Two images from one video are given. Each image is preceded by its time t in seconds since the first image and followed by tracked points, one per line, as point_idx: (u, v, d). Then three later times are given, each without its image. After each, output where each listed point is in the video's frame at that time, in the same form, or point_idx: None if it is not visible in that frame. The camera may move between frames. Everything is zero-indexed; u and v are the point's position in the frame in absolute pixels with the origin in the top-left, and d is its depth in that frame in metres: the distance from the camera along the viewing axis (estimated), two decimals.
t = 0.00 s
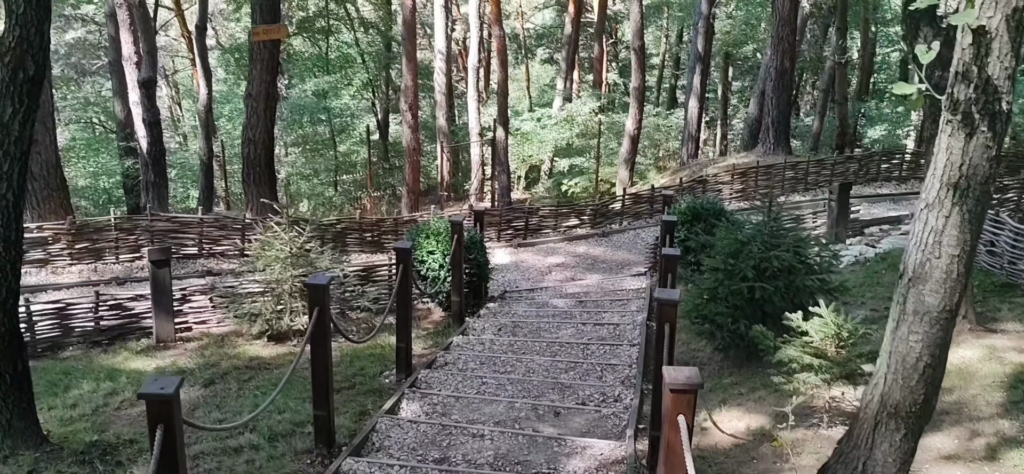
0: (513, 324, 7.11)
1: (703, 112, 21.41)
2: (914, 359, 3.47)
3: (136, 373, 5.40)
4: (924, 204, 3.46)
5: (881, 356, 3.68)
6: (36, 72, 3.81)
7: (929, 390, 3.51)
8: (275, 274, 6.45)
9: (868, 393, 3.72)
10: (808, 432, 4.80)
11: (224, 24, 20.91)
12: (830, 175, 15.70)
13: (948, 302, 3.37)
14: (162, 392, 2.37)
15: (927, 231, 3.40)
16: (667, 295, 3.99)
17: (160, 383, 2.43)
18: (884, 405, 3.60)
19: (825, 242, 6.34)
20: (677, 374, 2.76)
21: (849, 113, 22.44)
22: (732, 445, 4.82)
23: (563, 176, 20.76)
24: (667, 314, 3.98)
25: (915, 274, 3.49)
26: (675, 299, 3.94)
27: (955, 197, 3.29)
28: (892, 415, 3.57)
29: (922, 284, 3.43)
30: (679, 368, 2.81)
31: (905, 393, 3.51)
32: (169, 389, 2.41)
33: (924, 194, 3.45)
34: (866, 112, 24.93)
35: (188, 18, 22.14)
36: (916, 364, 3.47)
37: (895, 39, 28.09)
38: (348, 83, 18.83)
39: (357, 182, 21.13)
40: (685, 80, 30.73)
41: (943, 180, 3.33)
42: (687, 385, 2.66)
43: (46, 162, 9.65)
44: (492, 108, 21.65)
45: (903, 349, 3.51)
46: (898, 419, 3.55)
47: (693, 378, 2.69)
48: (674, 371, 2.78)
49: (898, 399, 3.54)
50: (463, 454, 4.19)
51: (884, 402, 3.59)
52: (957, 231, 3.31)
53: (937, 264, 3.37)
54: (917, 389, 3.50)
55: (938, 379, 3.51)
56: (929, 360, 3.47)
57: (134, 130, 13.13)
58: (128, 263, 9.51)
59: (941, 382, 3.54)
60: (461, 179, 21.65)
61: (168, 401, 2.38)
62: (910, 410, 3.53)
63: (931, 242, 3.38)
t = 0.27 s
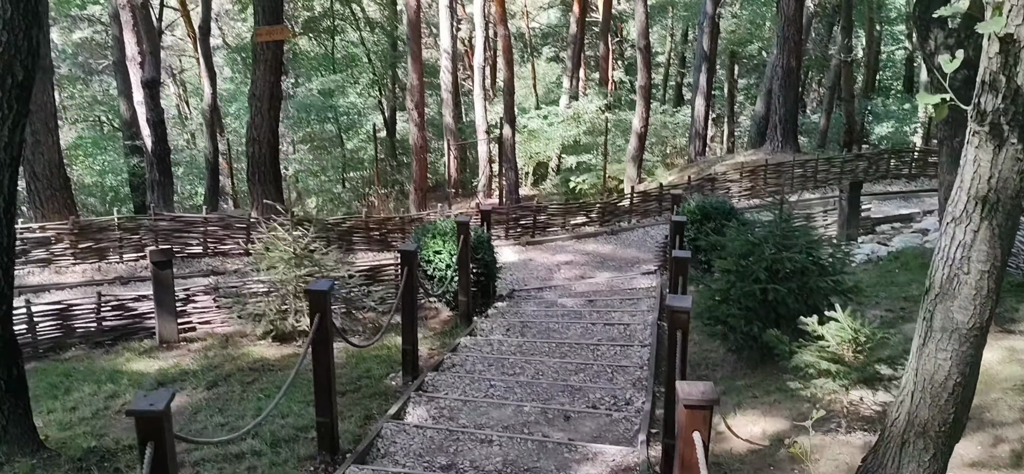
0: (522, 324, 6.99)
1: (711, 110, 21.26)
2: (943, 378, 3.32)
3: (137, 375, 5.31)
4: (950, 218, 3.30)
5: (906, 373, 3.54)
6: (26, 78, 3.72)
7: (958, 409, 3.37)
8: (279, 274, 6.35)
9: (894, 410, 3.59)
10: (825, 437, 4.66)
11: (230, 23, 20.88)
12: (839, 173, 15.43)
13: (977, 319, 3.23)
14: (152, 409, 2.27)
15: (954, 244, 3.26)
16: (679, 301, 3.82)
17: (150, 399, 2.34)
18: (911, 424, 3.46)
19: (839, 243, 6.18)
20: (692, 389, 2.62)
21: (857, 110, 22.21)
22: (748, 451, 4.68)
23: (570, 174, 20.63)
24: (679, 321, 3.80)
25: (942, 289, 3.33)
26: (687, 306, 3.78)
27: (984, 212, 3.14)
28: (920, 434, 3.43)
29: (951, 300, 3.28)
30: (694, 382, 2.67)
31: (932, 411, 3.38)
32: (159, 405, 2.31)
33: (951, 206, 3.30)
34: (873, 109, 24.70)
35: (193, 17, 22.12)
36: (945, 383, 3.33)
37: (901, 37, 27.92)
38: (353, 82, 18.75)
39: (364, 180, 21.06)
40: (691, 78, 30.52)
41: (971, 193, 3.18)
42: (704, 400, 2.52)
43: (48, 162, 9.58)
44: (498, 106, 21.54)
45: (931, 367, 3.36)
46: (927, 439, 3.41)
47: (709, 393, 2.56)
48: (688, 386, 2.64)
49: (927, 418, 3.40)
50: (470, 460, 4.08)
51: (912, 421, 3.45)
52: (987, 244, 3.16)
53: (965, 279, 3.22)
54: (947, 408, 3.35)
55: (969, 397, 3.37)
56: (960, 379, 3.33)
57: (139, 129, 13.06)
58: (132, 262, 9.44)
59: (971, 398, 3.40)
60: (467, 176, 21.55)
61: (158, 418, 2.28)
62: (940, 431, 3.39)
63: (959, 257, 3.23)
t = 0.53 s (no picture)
0: (526, 326, 6.90)
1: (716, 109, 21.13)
2: (970, 393, 3.21)
3: (137, 379, 5.26)
4: (979, 223, 3.14)
5: (930, 385, 3.44)
6: (12, 76, 3.64)
7: (985, 425, 3.26)
8: (281, 275, 6.28)
9: (917, 424, 3.50)
10: (837, 443, 4.56)
11: (234, 22, 20.85)
12: (845, 172, 15.21)
13: (1008, 332, 3.08)
14: (138, 422, 2.24)
15: (984, 252, 3.09)
16: (687, 306, 3.71)
17: (137, 412, 2.31)
18: (935, 439, 3.37)
19: (849, 245, 6.07)
20: (703, 402, 2.53)
21: (861, 109, 22.05)
22: (758, 458, 4.59)
23: (575, 173, 20.53)
24: (688, 327, 3.70)
25: (970, 300, 3.20)
26: (696, 311, 3.67)
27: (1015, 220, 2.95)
28: (944, 451, 3.34)
29: (979, 312, 3.15)
30: (704, 394, 2.59)
31: (956, 427, 3.29)
32: (145, 418, 2.28)
33: (980, 212, 3.14)
34: (877, 108, 24.53)
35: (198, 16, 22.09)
36: (972, 397, 3.22)
37: (905, 36, 27.85)
38: (358, 81, 18.71)
39: (369, 179, 21.01)
40: (695, 76, 30.34)
41: (1001, 198, 3.00)
42: (715, 413, 2.43)
43: (50, 162, 9.53)
44: (503, 105, 21.46)
45: (958, 381, 3.25)
46: (952, 456, 3.32)
47: (720, 406, 2.48)
48: (699, 399, 2.56)
49: (951, 433, 3.31)
50: (474, 466, 3.99)
51: (935, 436, 3.36)
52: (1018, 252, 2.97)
53: (995, 289, 3.06)
54: (973, 424, 3.26)
55: (995, 412, 3.26)
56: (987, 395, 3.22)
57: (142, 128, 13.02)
58: (134, 262, 9.39)
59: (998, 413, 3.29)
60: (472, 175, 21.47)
61: (145, 432, 2.25)
62: (967, 448, 3.29)
63: (989, 264, 3.07)
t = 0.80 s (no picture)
0: (531, 330, 6.77)
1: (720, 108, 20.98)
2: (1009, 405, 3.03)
3: (133, 385, 5.16)
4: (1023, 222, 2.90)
5: (968, 397, 3.30)
6: None
7: None
8: (281, 278, 6.17)
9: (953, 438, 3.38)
10: (851, 452, 4.42)
11: (238, 22, 20.79)
12: (852, 172, 15.03)
13: None
14: (120, 436, 2.14)
15: None
16: (700, 311, 3.58)
17: (120, 425, 2.21)
18: (972, 456, 3.24)
19: (861, 247, 5.91)
20: (721, 415, 2.41)
21: (866, 109, 21.87)
22: (770, 468, 4.46)
23: (579, 173, 20.40)
24: (700, 332, 3.57)
25: (1012, 307, 2.96)
26: (710, 316, 3.53)
27: None
28: (981, 467, 3.21)
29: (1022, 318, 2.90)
30: (723, 406, 2.46)
31: (997, 445, 3.15)
32: (129, 432, 2.18)
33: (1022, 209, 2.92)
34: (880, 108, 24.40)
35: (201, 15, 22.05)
36: (1011, 411, 3.05)
37: (908, 36, 27.72)
38: (361, 80, 18.63)
39: (372, 179, 20.92)
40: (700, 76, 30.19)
41: None
42: (732, 427, 2.31)
43: (49, 162, 9.45)
44: (507, 104, 21.33)
45: (996, 393, 3.08)
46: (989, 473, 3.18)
47: (739, 419, 2.35)
48: (717, 411, 2.43)
49: (990, 450, 3.16)
50: None
51: (972, 451, 3.23)
52: None
53: None
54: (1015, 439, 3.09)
55: None
56: None
57: (143, 128, 12.94)
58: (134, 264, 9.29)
59: None
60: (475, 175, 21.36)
61: (128, 445, 2.16)
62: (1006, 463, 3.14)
63: None
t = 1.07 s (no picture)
0: (538, 332, 6.61)
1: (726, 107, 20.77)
2: None
3: (129, 391, 5.02)
4: None
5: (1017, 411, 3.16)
6: None
7: None
8: (283, 280, 6.02)
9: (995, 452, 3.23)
10: (871, 461, 4.26)
11: (240, 21, 20.66)
12: (861, 171, 14.81)
13: None
14: (105, 457, 2.02)
15: None
16: (718, 318, 3.44)
17: (107, 445, 2.09)
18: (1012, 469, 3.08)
19: (878, 247, 5.74)
20: (748, 432, 2.27)
21: (872, 107, 21.65)
22: None
23: (583, 172, 20.23)
24: (718, 340, 3.43)
25: None
26: (728, 323, 3.39)
27: None
28: None
29: None
30: (749, 423, 2.32)
31: None
32: (115, 453, 2.06)
33: None
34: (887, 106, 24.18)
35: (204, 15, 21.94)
36: None
37: (915, 34, 27.49)
38: (364, 80, 18.50)
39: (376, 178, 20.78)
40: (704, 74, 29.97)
41: None
42: (760, 446, 2.17)
43: (46, 162, 9.34)
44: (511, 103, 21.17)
45: None
46: None
47: (768, 437, 2.20)
48: (743, 428, 2.29)
49: None
50: None
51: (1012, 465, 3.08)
52: None
53: None
54: None
55: None
56: None
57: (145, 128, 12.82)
58: (133, 265, 9.17)
59: None
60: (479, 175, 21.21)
61: (115, 466, 2.04)
62: None
63: None
